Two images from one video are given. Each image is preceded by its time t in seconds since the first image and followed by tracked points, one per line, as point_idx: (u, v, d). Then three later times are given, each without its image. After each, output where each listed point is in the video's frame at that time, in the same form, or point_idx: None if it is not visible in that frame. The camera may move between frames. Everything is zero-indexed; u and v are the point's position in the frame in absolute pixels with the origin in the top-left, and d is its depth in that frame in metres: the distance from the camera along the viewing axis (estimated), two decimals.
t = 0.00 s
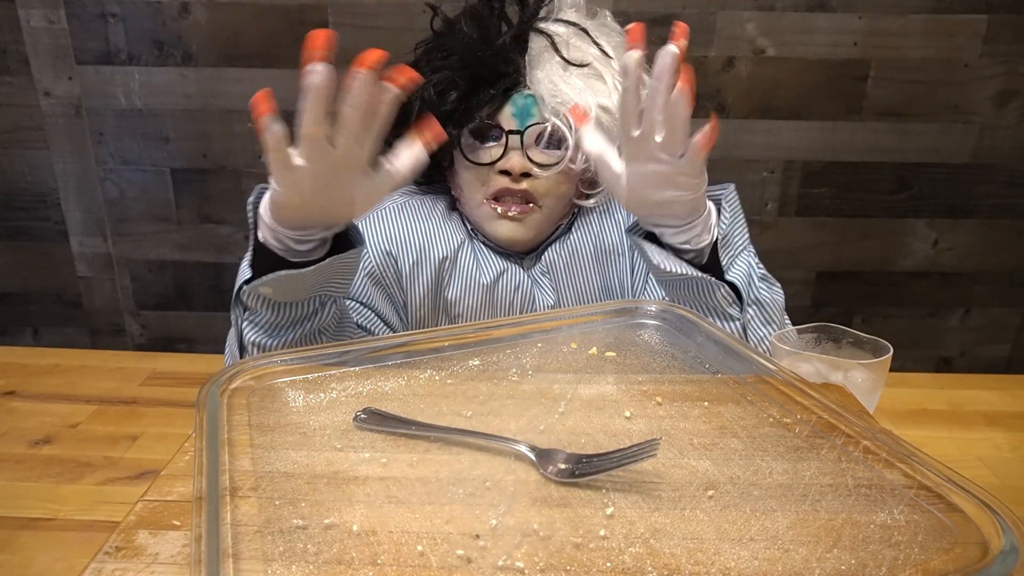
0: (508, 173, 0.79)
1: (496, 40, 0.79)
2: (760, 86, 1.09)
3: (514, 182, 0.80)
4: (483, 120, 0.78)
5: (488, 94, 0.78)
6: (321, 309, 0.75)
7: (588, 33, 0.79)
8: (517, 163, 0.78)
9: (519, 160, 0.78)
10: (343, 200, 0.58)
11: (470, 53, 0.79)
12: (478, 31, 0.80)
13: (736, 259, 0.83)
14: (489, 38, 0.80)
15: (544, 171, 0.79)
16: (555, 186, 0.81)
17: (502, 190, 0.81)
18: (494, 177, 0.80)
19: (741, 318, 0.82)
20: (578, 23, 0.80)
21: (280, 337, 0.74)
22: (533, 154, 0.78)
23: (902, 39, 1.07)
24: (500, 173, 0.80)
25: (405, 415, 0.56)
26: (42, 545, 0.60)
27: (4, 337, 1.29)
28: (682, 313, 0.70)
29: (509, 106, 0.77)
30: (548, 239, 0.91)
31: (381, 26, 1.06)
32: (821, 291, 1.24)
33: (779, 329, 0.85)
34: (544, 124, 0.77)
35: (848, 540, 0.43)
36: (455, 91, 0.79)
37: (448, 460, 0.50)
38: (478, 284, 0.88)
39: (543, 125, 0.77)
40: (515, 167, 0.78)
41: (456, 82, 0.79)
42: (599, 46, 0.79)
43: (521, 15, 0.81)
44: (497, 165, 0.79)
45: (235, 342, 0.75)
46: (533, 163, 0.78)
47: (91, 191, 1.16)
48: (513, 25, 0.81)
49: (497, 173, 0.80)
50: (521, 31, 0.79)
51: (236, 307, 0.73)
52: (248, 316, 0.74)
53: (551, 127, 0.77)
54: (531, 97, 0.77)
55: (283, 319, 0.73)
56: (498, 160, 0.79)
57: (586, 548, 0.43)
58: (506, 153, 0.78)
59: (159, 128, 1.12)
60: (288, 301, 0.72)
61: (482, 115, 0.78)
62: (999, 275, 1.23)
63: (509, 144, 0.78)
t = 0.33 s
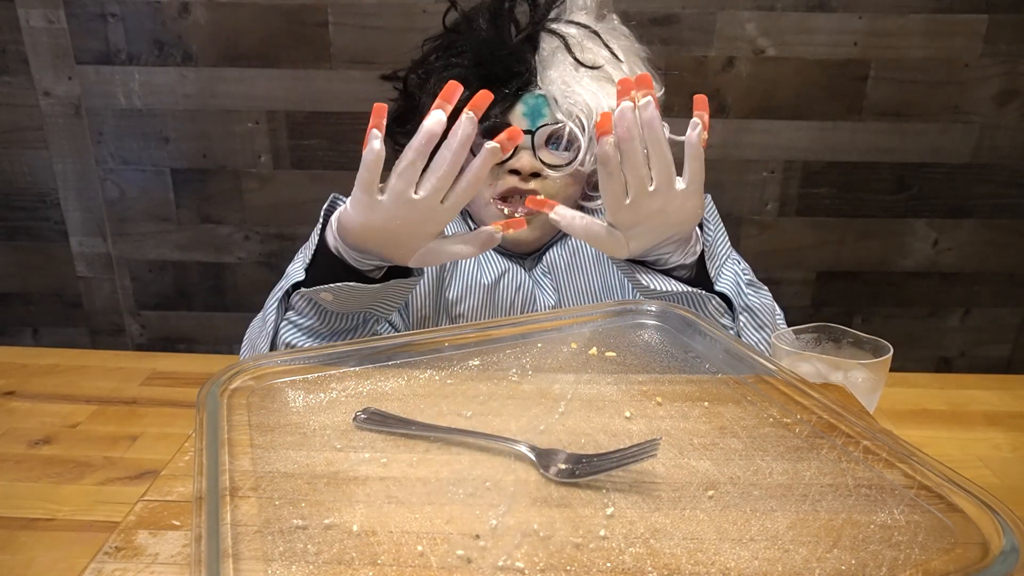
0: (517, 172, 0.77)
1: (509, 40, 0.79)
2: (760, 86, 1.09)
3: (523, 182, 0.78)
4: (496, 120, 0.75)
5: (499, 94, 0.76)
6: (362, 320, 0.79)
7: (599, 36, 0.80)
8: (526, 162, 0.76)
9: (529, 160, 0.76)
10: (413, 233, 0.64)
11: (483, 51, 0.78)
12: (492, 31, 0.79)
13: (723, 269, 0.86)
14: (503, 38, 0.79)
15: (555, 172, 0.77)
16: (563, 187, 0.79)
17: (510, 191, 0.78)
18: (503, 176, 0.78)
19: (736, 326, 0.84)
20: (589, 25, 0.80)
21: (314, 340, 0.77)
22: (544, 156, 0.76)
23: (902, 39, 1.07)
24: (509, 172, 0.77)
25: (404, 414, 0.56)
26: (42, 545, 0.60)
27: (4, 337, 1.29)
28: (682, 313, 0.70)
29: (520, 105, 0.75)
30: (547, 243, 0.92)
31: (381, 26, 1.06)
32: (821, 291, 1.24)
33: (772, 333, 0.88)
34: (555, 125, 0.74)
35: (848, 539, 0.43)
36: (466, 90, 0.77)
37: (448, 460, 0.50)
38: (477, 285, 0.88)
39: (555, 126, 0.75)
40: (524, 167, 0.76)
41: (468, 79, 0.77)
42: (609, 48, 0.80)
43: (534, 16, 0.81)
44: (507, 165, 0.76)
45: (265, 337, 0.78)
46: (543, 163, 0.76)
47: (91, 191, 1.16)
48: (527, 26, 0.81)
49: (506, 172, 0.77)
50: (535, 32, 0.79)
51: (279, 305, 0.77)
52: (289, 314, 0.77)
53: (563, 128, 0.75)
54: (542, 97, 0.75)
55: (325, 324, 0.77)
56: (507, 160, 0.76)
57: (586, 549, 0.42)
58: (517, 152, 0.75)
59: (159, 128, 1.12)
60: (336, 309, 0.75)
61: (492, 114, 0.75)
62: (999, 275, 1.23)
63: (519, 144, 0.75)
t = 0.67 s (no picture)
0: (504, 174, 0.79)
1: (496, 38, 0.78)
2: (760, 86, 1.09)
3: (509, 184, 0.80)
4: (482, 118, 0.77)
5: (486, 94, 0.77)
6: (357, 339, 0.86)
7: (589, 33, 0.79)
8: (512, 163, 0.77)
9: (515, 160, 0.77)
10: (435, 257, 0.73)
11: (469, 52, 0.78)
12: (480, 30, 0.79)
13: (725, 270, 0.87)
14: (490, 36, 0.79)
15: (541, 172, 0.79)
16: (551, 187, 0.81)
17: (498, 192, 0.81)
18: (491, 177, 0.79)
19: (735, 329, 0.84)
20: (579, 23, 0.79)
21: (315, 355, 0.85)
22: (530, 155, 0.77)
23: (902, 39, 1.07)
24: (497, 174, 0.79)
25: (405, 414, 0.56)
26: (42, 545, 0.60)
27: (4, 337, 1.29)
28: (682, 313, 0.70)
29: (507, 105, 0.76)
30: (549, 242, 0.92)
31: (381, 26, 1.06)
32: (821, 291, 1.24)
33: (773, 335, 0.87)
34: (541, 125, 0.76)
35: (848, 540, 0.43)
36: (453, 89, 0.78)
37: (448, 460, 0.50)
38: (476, 285, 0.88)
39: (540, 126, 0.76)
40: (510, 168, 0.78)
41: (455, 79, 0.78)
42: (600, 45, 0.78)
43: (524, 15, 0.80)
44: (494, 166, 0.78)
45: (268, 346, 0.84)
46: (529, 164, 0.78)
47: (91, 191, 1.16)
48: (515, 24, 0.79)
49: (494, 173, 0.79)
50: (523, 31, 0.78)
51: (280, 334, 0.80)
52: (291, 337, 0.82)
53: (548, 127, 0.76)
54: (530, 97, 0.76)
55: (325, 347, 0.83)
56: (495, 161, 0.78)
57: (586, 549, 0.42)
58: (503, 152, 0.77)
59: (159, 127, 1.12)
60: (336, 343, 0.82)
61: (479, 113, 0.78)
62: (999, 275, 1.23)
63: (506, 144, 0.77)
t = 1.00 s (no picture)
0: (507, 174, 0.80)
1: (492, 38, 0.79)
2: (760, 86, 1.09)
3: (514, 183, 0.81)
4: (483, 121, 0.78)
5: (486, 95, 0.78)
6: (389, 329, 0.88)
7: (586, 31, 0.79)
8: (515, 164, 0.79)
9: (517, 162, 0.79)
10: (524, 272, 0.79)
11: (465, 55, 0.78)
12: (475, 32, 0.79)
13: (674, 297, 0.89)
14: (485, 38, 0.79)
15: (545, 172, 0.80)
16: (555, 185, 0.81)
17: (502, 192, 0.82)
18: (496, 178, 0.81)
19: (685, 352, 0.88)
20: (575, 21, 0.79)
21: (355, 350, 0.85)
22: (534, 155, 0.79)
23: (902, 40, 1.07)
24: (501, 175, 0.81)
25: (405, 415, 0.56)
26: (41, 544, 0.60)
27: (4, 337, 1.29)
28: (682, 313, 0.70)
29: (508, 106, 0.77)
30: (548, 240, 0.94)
31: (381, 26, 1.06)
32: (821, 291, 1.24)
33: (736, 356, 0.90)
34: (541, 125, 0.77)
35: (848, 540, 0.43)
36: (452, 93, 0.79)
37: (449, 460, 0.50)
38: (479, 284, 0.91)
39: (541, 125, 0.77)
40: (513, 168, 0.80)
41: (453, 82, 0.79)
42: (597, 43, 0.78)
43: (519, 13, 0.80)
44: (497, 167, 0.80)
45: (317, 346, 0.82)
46: (533, 164, 0.79)
47: (91, 191, 1.16)
48: (511, 24, 0.79)
49: (497, 174, 0.81)
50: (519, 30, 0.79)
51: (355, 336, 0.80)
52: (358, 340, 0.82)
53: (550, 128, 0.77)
54: (530, 97, 0.77)
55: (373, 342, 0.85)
56: (496, 163, 0.80)
57: (586, 549, 0.42)
58: (505, 155, 0.79)
59: (159, 127, 1.12)
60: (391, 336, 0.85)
61: (480, 116, 0.79)
62: (999, 275, 1.23)
63: (508, 146, 0.78)
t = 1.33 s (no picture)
0: (508, 180, 0.80)
1: (490, 41, 0.79)
2: (760, 86, 1.09)
3: (514, 189, 0.81)
4: (483, 125, 0.78)
5: (486, 99, 0.78)
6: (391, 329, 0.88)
7: (585, 32, 0.79)
8: (516, 169, 0.79)
9: (518, 167, 0.79)
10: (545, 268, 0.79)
11: (464, 59, 0.78)
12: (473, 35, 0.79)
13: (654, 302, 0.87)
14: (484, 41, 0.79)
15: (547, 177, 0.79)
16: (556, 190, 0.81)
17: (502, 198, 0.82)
18: (496, 184, 0.81)
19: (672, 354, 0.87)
20: (574, 22, 0.80)
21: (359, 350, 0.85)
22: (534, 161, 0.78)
23: (902, 40, 1.07)
24: (501, 181, 0.80)
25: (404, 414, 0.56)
26: (41, 544, 0.60)
27: (4, 337, 1.29)
28: (682, 313, 0.70)
29: (507, 110, 0.77)
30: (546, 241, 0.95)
31: (381, 26, 1.06)
32: (821, 291, 1.24)
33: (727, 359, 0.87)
34: (542, 129, 0.77)
35: (848, 540, 0.43)
36: (452, 97, 0.79)
37: (448, 460, 0.50)
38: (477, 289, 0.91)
39: (541, 129, 0.77)
40: (514, 173, 0.79)
41: (453, 86, 0.79)
42: (596, 44, 0.79)
43: (516, 15, 0.80)
44: (497, 172, 0.80)
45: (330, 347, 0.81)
46: (534, 169, 0.79)
47: (91, 191, 1.16)
48: (509, 26, 0.80)
49: (498, 180, 0.80)
50: (517, 33, 0.79)
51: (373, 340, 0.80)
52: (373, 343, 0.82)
53: (552, 133, 0.77)
54: (529, 100, 0.77)
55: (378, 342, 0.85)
56: (496, 169, 0.79)
57: (586, 549, 0.42)
58: (506, 160, 0.78)
59: (159, 127, 1.12)
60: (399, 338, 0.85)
61: (480, 120, 0.78)
62: (999, 275, 1.23)
63: (508, 152, 0.78)
